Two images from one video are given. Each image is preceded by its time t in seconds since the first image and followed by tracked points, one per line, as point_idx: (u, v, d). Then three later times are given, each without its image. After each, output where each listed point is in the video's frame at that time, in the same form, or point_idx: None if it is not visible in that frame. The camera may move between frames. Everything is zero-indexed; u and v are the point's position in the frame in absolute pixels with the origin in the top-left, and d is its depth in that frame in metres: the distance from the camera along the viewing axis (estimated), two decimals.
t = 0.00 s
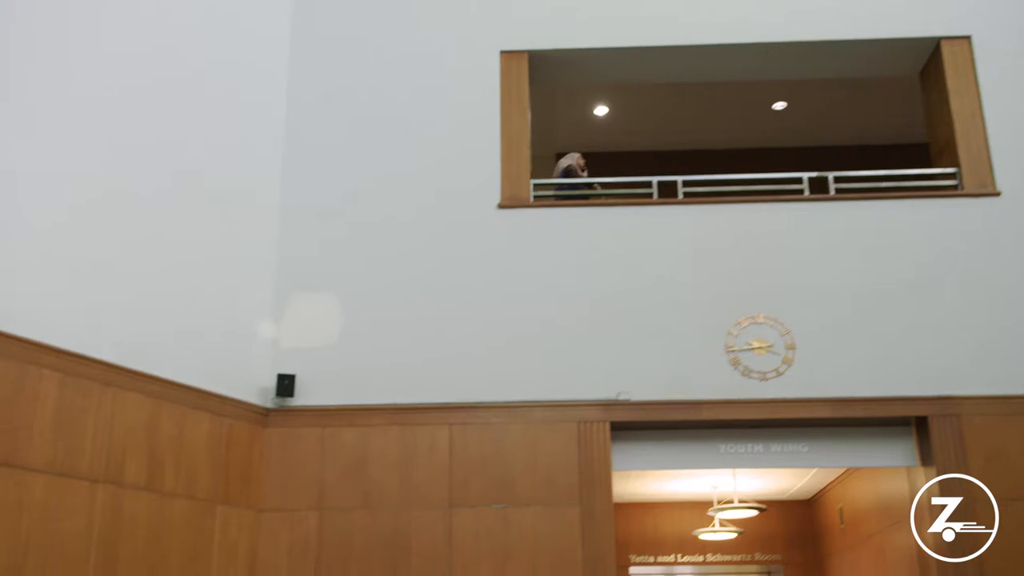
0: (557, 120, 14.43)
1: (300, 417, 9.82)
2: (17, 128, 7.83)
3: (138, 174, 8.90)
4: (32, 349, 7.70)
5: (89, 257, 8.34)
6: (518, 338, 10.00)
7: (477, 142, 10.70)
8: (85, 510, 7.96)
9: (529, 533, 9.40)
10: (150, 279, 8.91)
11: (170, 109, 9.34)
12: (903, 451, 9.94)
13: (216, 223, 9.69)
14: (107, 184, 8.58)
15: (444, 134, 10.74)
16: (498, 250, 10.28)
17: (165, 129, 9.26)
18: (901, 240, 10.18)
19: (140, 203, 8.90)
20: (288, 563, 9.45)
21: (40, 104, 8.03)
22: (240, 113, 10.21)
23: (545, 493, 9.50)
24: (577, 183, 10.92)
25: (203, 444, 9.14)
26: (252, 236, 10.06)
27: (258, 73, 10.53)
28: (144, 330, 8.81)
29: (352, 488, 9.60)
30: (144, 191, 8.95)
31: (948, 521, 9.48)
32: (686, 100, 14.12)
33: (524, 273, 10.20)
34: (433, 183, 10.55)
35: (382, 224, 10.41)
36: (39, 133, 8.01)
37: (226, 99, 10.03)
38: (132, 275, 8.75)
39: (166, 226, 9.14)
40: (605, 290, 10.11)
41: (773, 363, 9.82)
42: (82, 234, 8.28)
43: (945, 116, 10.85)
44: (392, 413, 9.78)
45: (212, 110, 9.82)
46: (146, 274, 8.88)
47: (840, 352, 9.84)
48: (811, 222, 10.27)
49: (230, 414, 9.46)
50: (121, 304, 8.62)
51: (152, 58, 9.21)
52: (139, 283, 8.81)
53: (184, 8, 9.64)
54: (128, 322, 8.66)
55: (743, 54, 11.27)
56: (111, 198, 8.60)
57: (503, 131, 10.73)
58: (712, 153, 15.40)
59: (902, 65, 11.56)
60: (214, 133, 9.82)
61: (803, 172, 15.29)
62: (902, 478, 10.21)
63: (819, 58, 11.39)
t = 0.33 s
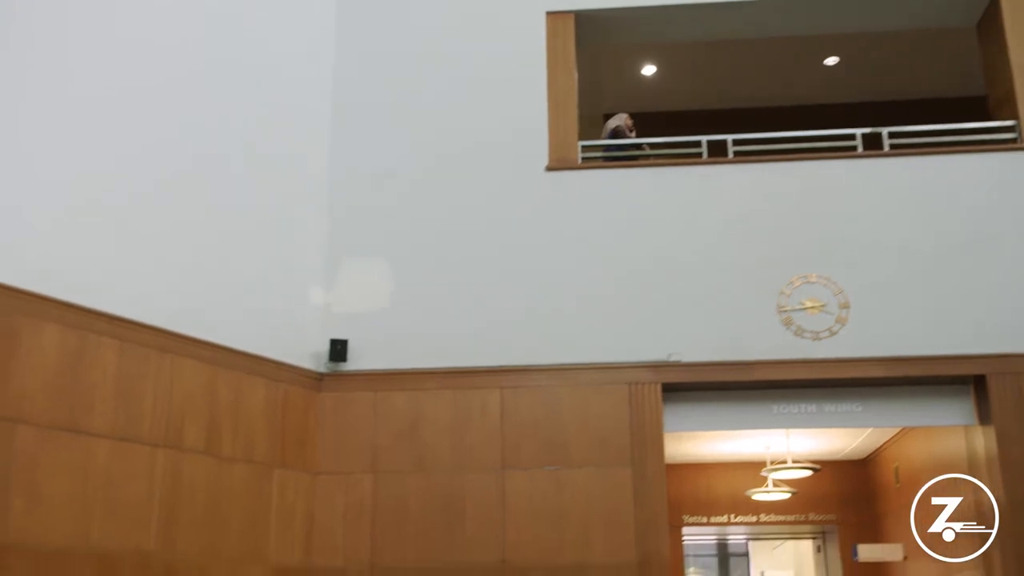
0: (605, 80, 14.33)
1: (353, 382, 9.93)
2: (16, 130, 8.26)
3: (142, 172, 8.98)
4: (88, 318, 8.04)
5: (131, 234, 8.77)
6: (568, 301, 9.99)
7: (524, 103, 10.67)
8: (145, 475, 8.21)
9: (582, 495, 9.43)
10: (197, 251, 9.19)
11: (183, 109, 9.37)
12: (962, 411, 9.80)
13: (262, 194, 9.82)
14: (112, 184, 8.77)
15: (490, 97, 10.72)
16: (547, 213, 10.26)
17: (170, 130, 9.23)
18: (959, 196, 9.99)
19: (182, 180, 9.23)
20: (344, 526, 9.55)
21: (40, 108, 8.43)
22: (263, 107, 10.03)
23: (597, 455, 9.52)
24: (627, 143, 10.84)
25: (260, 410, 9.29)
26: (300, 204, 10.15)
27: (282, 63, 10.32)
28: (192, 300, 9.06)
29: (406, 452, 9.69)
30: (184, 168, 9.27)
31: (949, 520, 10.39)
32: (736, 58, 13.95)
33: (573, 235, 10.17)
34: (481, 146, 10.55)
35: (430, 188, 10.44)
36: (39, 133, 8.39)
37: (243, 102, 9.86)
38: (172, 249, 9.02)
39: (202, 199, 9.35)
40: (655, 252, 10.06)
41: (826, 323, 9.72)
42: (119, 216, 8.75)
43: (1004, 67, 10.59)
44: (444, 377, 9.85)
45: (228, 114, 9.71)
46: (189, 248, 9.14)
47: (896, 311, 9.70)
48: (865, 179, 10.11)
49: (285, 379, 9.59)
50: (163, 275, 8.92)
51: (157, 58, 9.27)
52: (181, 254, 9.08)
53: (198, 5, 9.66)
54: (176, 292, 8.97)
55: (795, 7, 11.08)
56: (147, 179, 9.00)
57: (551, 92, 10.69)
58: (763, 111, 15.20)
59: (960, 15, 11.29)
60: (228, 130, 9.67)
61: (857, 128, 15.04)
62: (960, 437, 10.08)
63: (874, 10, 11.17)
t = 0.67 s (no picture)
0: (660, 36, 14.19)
1: (412, 343, 10.02)
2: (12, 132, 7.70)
3: (143, 173, 8.47)
4: (151, 284, 8.22)
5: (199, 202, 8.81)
6: (624, 260, 9.95)
7: (577, 62, 10.59)
8: (212, 435, 8.40)
9: (641, 454, 9.44)
10: (258, 219, 9.24)
11: (181, 110, 8.84)
12: None
13: (317, 160, 9.85)
14: (110, 189, 8.23)
15: (543, 56, 10.65)
16: (602, 171, 10.21)
17: (169, 131, 8.72)
18: None
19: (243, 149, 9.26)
20: (406, 486, 9.67)
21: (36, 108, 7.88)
22: (254, 108, 9.44)
23: (655, 414, 9.52)
24: (682, 100, 10.73)
25: (321, 371, 9.43)
26: (354, 171, 10.15)
27: (276, 59, 9.71)
28: (255, 268, 9.13)
29: (465, 412, 9.78)
30: (244, 137, 9.28)
31: (949, 521, 12.53)
32: (793, 11, 13.69)
33: (629, 193, 10.11)
34: (534, 106, 10.50)
35: (485, 150, 10.42)
36: (35, 137, 7.84)
37: (237, 104, 9.30)
38: (237, 217, 9.07)
39: (262, 166, 9.38)
40: (712, 208, 9.96)
41: (888, 279, 9.57)
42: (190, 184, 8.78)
43: None
44: (501, 338, 9.91)
45: (223, 116, 9.15)
46: (253, 216, 9.21)
47: (960, 264, 9.53)
48: (928, 130, 9.91)
49: (343, 340, 9.70)
50: (231, 242, 8.99)
51: (155, 59, 8.74)
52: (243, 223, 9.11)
53: (196, 5, 9.12)
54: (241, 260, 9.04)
55: None
56: (212, 149, 9.01)
57: (604, 50, 10.60)
58: (822, 64, 14.93)
59: None
60: (223, 132, 9.13)
61: (918, 79, 14.72)
62: None
63: None
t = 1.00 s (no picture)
0: None
1: (475, 302, 10.07)
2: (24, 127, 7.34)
3: (173, 161, 8.28)
4: (219, 248, 8.36)
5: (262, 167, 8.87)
6: (687, 216, 9.86)
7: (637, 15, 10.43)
8: (280, 395, 8.55)
9: (706, 411, 9.40)
10: (319, 183, 9.29)
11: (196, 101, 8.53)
12: None
13: (377, 122, 9.84)
14: (128, 182, 7.97)
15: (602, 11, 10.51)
16: (663, 127, 10.08)
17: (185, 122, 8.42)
18: None
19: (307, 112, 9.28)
20: (472, 445, 9.76)
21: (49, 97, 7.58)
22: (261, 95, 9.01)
23: (720, 370, 9.47)
24: (745, 52, 10.53)
25: (385, 331, 9.53)
26: (412, 135, 10.12)
27: (276, 59, 9.17)
28: (318, 231, 9.21)
29: (529, 370, 9.83)
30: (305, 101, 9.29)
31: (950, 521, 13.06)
32: None
33: (691, 148, 9.99)
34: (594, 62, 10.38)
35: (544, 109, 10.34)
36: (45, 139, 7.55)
37: (238, 104, 8.82)
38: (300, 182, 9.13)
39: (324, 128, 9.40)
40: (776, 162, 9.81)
41: (960, 231, 9.35)
42: (254, 152, 8.83)
43: None
44: (563, 297, 9.90)
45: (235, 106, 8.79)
46: (316, 180, 9.26)
47: None
48: (1002, 76, 9.62)
49: (407, 301, 9.78)
50: (295, 206, 9.06)
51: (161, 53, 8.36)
52: (306, 186, 9.18)
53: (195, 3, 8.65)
54: (306, 223, 9.12)
55: None
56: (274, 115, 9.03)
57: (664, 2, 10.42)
58: (890, 9, 14.54)
59: None
60: (233, 124, 8.77)
61: (991, 22, 14.29)
62: None
63: None
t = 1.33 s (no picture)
0: None
1: (538, 261, 10.08)
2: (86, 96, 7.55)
3: (236, 119, 8.32)
4: (286, 210, 8.45)
5: (325, 129, 8.90)
6: (753, 171, 9.72)
7: None
8: (348, 355, 8.65)
9: (773, 367, 9.32)
10: (383, 144, 9.30)
11: (261, 57, 8.54)
12: None
13: (439, 81, 9.81)
14: (192, 141, 8.04)
15: None
16: (727, 80, 9.91)
17: (246, 80, 8.43)
18: None
19: (369, 72, 9.27)
20: (537, 403, 9.81)
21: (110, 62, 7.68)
22: (325, 48, 8.98)
23: (788, 326, 9.36)
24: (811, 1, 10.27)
25: (450, 290, 9.59)
26: (474, 93, 10.08)
27: (333, 12, 9.08)
28: (382, 192, 9.25)
29: (593, 327, 9.83)
30: (366, 60, 9.26)
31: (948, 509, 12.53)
32: None
33: (756, 102, 9.81)
34: (655, 15, 10.20)
35: (605, 64, 10.22)
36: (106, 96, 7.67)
37: (303, 54, 8.83)
38: (363, 143, 9.15)
39: (386, 89, 9.39)
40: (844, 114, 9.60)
41: None
42: (317, 114, 8.86)
43: None
44: (627, 254, 9.85)
45: (299, 63, 8.78)
46: (380, 141, 9.28)
47: None
48: None
49: (471, 261, 9.81)
50: (359, 167, 9.10)
51: (222, 9, 8.35)
52: (370, 147, 9.20)
53: None
54: (370, 184, 9.16)
55: None
56: (337, 75, 9.04)
57: None
58: None
59: None
60: (299, 81, 8.77)
61: None
62: None
63: None
